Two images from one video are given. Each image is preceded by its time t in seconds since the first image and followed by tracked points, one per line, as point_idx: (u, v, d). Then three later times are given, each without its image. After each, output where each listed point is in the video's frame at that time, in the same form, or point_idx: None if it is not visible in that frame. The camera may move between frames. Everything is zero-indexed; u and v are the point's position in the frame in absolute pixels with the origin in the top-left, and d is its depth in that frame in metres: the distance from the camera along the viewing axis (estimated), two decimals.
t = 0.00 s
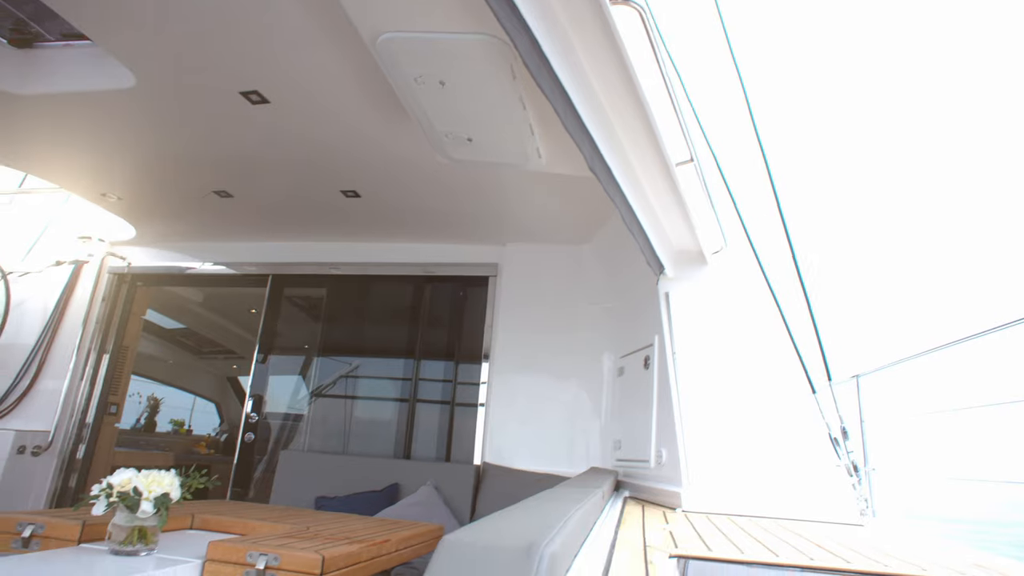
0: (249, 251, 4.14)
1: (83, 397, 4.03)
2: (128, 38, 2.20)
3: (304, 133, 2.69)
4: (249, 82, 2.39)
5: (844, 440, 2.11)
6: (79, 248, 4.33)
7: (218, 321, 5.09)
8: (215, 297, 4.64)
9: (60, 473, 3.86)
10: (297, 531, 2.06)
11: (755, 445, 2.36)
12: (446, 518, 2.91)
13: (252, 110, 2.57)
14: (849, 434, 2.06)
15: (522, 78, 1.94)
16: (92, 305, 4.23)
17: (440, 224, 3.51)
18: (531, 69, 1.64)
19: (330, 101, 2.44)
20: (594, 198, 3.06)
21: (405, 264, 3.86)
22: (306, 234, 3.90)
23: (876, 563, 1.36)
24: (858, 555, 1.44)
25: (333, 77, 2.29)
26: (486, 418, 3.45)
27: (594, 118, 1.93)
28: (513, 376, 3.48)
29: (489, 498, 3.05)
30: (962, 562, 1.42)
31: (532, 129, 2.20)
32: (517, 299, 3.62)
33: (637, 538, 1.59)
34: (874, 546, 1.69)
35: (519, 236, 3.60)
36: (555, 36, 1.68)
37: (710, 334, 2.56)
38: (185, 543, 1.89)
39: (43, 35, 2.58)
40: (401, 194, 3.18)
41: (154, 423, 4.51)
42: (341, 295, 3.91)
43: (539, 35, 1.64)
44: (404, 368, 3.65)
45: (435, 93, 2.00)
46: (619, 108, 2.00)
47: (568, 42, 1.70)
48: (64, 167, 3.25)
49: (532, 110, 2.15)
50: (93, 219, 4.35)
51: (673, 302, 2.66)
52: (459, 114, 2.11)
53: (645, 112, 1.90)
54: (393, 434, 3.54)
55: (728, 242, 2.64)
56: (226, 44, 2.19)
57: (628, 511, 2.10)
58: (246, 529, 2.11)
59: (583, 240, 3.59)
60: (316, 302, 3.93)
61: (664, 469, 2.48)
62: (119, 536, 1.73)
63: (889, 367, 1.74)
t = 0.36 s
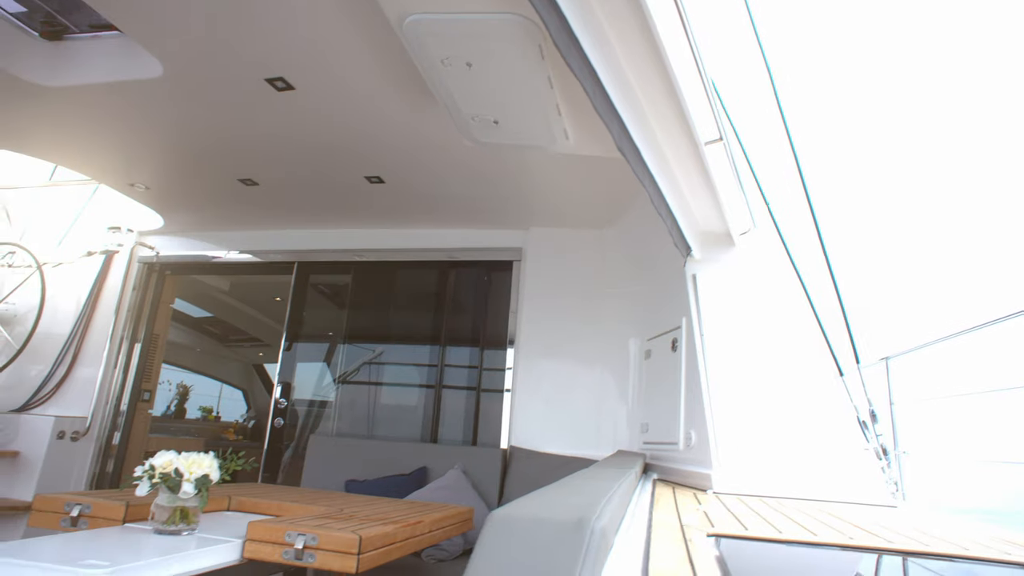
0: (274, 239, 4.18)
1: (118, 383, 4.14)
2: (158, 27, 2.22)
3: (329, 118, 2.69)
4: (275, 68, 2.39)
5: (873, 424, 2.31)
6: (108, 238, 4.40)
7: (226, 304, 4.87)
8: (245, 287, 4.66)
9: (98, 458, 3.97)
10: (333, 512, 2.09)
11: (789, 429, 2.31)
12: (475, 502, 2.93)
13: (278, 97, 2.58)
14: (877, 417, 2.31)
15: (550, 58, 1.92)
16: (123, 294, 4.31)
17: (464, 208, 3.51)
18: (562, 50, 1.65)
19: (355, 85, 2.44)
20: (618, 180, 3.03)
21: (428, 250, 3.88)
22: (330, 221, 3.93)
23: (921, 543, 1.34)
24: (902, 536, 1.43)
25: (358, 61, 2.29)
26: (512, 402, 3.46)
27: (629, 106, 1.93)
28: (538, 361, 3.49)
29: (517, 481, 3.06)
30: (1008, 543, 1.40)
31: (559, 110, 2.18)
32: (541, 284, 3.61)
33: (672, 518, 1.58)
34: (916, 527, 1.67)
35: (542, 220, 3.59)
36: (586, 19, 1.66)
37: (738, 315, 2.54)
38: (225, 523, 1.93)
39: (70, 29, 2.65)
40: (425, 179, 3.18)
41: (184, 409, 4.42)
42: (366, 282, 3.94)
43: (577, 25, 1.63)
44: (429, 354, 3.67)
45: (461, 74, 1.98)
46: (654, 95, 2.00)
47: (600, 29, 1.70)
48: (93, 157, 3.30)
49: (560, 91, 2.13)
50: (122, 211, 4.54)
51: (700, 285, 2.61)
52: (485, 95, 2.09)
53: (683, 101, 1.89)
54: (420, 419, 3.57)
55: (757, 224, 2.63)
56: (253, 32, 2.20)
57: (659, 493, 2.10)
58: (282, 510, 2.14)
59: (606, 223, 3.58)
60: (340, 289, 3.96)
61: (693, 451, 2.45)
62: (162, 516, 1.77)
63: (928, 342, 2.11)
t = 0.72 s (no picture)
0: (301, 231, 4.22)
1: (152, 374, 4.22)
2: (190, 22, 2.25)
3: (357, 109, 2.71)
4: (304, 60, 2.40)
5: (905, 412, 2.25)
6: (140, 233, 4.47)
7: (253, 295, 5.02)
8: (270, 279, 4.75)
9: (135, 447, 4.05)
10: (369, 499, 2.12)
11: (824, 416, 2.28)
12: (505, 489, 2.95)
13: (306, 88, 2.59)
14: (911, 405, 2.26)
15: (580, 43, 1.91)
16: (155, 287, 4.39)
17: (491, 197, 3.51)
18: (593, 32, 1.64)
19: (383, 75, 2.44)
20: (645, 165, 3.00)
21: (454, 240, 3.89)
22: (356, 212, 3.96)
23: (968, 529, 1.32)
24: (945, 522, 1.41)
25: (385, 51, 2.29)
26: (540, 391, 3.47)
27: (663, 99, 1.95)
28: (565, 349, 3.49)
29: (546, 469, 3.07)
30: None
31: (588, 96, 2.16)
32: (568, 272, 3.60)
33: (710, 503, 1.58)
34: (957, 514, 1.65)
35: (568, 208, 3.58)
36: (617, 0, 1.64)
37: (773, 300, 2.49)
38: (264, 509, 1.97)
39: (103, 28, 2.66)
40: (451, 168, 3.18)
41: (212, 399, 4.53)
42: (392, 272, 3.96)
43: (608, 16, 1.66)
44: (457, 344, 3.69)
45: (490, 62, 1.98)
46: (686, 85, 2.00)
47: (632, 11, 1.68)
48: (125, 152, 3.35)
49: (589, 76, 2.12)
50: (154, 207, 4.66)
51: (731, 271, 2.59)
52: (514, 82, 2.08)
53: (716, 94, 1.89)
54: (448, 408, 3.60)
55: (787, 207, 2.57)
56: (282, 24, 2.21)
57: (693, 479, 2.09)
58: (318, 497, 2.18)
59: (633, 209, 3.55)
60: (366, 280, 3.99)
61: (725, 438, 2.43)
62: (205, 502, 1.82)
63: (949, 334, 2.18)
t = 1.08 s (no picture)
0: (326, 225, 4.25)
1: (185, 367, 4.31)
2: (220, 20, 2.26)
3: (383, 103, 2.72)
4: (332, 56, 2.42)
5: (937, 400, 2.29)
6: (170, 229, 4.54)
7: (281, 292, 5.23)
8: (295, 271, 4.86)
9: (170, 439, 4.18)
10: (403, 489, 2.15)
11: (857, 404, 2.25)
12: (534, 479, 2.96)
13: (334, 83, 2.60)
14: (943, 394, 2.30)
15: (610, 31, 1.89)
16: (186, 283, 4.46)
17: (516, 188, 3.50)
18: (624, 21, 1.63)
19: (410, 68, 2.44)
20: (672, 154, 2.98)
21: (478, 232, 3.90)
22: (381, 205, 3.98)
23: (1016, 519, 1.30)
24: (992, 512, 1.39)
25: (412, 44, 2.29)
26: (567, 382, 3.48)
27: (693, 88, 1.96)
28: (592, 340, 3.49)
29: (574, 460, 3.09)
30: None
31: (617, 85, 2.15)
32: (594, 262, 3.59)
33: (748, 492, 1.58)
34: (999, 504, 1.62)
35: (593, 199, 3.57)
36: None
37: (803, 289, 2.46)
38: (302, 499, 2.01)
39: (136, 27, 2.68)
40: (476, 160, 3.18)
41: (241, 393, 4.67)
42: (418, 265, 3.99)
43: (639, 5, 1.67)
44: (483, 336, 3.70)
45: (519, 52, 1.97)
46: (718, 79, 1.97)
47: None
48: (154, 149, 3.40)
49: (619, 65, 2.11)
50: (182, 200, 4.71)
51: (759, 259, 2.57)
52: (543, 72, 2.08)
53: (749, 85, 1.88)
54: (475, 399, 3.62)
55: (816, 195, 2.54)
56: (311, 20, 2.22)
57: (725, 469, 2.09)
58: (352, 487, 2.20)
59: (658, 199, 3.53)
60: (391, 274, 4.02)
61: (755, 428, 2.42)
62: (246, 492, 1.85)
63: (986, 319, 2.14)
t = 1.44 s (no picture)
0: (352, 222, 4.29)
1: (217, 364, 4.43)
2: (250, 22, 2.30)
3: (409, 101, 2.74)
4: (360, 54, 2.44)
5: (971, 389, 2.17)
6: (199, 229, 4.64)
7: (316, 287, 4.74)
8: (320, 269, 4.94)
9: (203, 435, 4.32)
10: (437, 481, 2.18)
11: (890, 395, 2.21)
12: (564, 471, 2.98)
13: (361, 82, 2.63)
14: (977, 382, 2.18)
15: (639, 24, 1.89)
16: (215, 281, 4.55)
17: (540, 182, 3.51)
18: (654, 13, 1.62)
19: (436, 65, 2.45)
20: (698, 145, 2.95)
21: (503, 227, 3.91)
22: (406, 202, 4.01)
23: None
24: None
25: (439, 41, 2.30)
26: (594, 374, 3.49)
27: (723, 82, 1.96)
28: (619, 333, 3.49)
29: (603, 452, 3.09)
30: None
31: (645, 77, 2.14)
32: (619, 255, 3.58)
33: (786, 483, 1.56)
34: None
35: (618, 191, 3.57)
36: None
37: (833, 275, 2.42)
38: (340, 492, 2.05)
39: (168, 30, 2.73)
40: (501, 155, 3.19)
41: (268, 390, 4.54)
42: (444, 260, 4.02)
43: None
44: (509, 331, 3.72)
45: (547, 46, 1.98)
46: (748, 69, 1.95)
47: None
48: (184, 150, 3.46)
49: (647, 57, 2.10)
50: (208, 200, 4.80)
51: (789, 250, 2.52)
52: (569, 66, 2.08)
53: (779, 77, 1.87)
54: (502, 393, 3.64)
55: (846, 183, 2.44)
56: (339, 20, 2.24)
57: (759, 460, 2.08)
58: (386, 481, 2.23)
59: (683, 191, 3.51)
60: (416, 270, 4.05)
61: (787, 419, 2.41)
62: (285, 485, 1.89)
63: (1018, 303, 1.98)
